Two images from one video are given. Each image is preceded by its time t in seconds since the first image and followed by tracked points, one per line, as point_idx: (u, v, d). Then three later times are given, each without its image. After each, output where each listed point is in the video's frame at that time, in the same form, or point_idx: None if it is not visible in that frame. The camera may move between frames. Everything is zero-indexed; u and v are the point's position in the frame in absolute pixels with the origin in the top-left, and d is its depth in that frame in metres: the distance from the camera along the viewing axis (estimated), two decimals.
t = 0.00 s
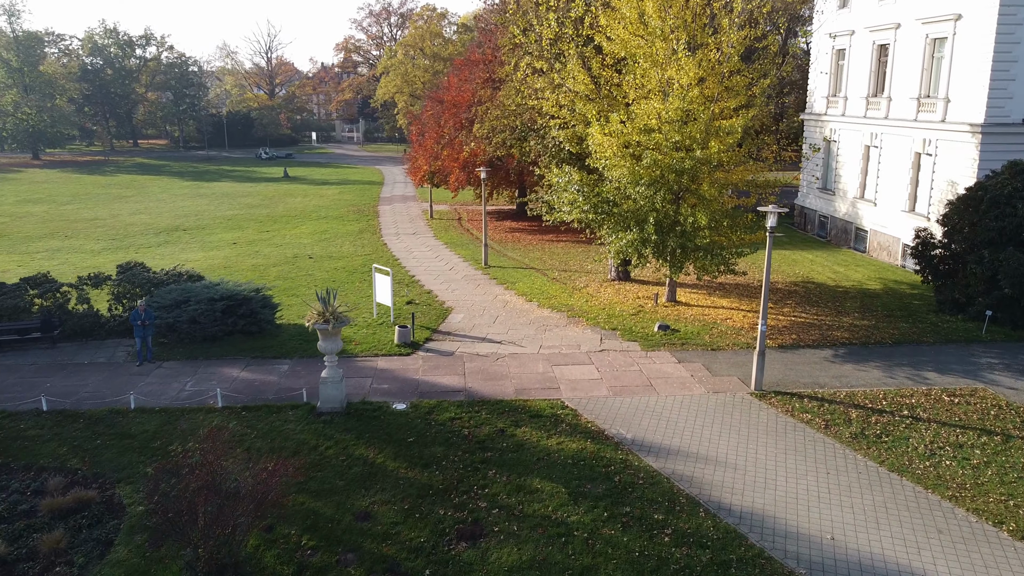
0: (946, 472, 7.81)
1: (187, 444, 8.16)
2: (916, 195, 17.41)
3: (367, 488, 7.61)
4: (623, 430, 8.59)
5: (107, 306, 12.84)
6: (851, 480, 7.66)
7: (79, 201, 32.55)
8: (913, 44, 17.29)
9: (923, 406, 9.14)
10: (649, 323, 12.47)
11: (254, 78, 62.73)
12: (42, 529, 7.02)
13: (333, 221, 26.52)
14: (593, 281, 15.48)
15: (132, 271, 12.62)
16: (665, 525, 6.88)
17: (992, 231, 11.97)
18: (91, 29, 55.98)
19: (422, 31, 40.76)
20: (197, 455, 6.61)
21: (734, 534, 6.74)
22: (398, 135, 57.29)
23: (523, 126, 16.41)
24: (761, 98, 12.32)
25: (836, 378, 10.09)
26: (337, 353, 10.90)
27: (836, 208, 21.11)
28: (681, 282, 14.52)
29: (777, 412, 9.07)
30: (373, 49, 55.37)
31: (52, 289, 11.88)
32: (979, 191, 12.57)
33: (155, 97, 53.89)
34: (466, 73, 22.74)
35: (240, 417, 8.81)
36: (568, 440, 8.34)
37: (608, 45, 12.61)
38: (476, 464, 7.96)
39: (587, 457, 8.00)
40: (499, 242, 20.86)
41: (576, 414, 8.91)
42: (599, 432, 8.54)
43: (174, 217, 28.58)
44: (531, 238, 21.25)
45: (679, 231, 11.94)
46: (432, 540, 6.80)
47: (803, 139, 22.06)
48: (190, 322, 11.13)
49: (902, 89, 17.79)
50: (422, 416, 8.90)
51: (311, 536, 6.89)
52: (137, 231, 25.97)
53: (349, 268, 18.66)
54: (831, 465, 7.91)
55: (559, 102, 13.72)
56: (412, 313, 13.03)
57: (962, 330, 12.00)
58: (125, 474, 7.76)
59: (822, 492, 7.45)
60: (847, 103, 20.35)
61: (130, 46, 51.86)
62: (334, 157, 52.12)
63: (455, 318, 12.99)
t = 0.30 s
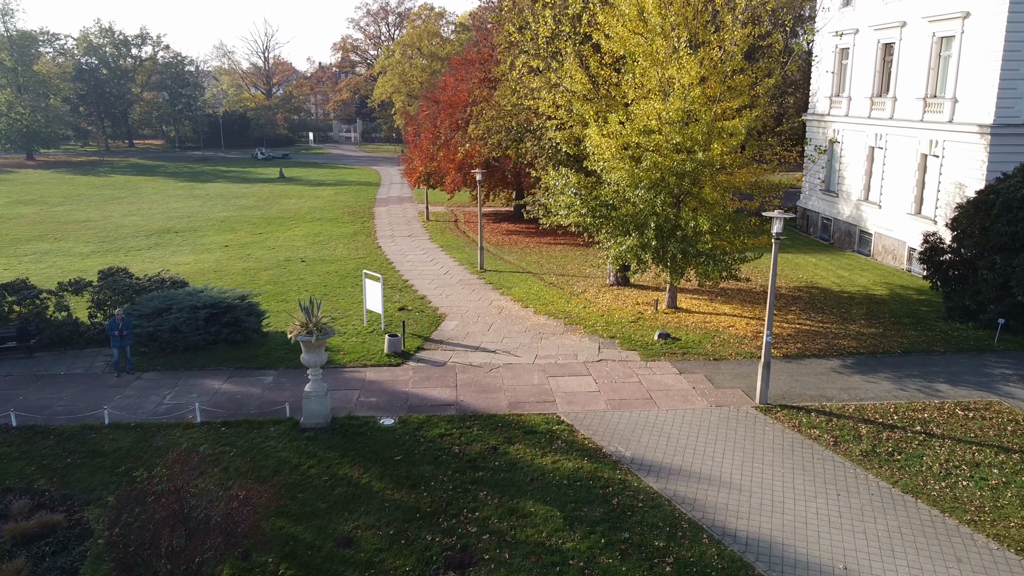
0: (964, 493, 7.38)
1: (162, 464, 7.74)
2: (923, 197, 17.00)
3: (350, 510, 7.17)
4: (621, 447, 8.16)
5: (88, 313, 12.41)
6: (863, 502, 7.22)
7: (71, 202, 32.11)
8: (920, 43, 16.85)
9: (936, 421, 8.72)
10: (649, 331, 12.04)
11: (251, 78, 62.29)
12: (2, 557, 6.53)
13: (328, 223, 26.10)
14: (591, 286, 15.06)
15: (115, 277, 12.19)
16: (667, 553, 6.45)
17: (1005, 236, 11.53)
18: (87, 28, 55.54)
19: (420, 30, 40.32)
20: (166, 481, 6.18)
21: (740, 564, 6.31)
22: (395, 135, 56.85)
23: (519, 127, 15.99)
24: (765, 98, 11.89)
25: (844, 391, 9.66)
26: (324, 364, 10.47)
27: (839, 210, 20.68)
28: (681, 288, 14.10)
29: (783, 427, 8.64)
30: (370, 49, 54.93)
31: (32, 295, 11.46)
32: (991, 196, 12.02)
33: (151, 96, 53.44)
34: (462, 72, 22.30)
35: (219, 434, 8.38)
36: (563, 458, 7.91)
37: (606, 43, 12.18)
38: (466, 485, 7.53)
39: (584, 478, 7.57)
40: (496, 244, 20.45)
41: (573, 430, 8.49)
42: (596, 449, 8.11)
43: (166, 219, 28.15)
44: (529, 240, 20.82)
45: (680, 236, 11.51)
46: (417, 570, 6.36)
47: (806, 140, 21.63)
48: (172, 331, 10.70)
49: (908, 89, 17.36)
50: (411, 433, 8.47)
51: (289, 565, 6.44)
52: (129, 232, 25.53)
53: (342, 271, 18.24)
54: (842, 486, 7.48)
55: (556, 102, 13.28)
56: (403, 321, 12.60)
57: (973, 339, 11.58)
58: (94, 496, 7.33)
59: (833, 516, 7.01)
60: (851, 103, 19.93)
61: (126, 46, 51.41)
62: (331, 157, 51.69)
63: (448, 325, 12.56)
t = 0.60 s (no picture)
0: (984, 510, 6.96)
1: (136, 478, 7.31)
2: (929, 197, 16.60)
3: (332, 529, 6.74)
4: (620, 460, 7.75)
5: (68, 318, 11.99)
6: (877, 521, 6.81)
7: (63, 202, 31.67)
8: (927, 39, 16.45)
9: (951, 432, 8.31)
10: (650, 335, 11.63)
11: (248, 78, 61.89)
12: None
13: (323, 223, 25.68)
14: (590, 289, 14.67)
15: (96, 279, 11.77)
16: None
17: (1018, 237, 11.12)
18: (83, 27, 55.12)
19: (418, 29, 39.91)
20: (134, 500, 5.77)
21: None
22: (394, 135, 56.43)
23: (517, 124, 15.57)
24: (770, 95, 11.49)
25: (854, 399, 9.25)
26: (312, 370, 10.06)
27: (843, 210, 20.28)
28: (683, 291, 13.69)
29: (791, 438, 8.23)
30: (368, 48, 54.51)
31: (10, 298, 11.03)
32: (1003, 195, 11.64)
33: (147, 96, 53.01)
34: (459, 70, 21.90)
35: (197, 447, 7.97)
36: (559, 473, 7.49)
37: (605, 38, 11.76)
38: (456, 501, 7.11)
39: (581, 493, 7.16)
40: (493, 246, 20.06)
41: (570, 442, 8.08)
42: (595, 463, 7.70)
43: (159, 219, 27.72)
44: (526, 242, 20.41)
45: (682, 237, 11.10)
46: None
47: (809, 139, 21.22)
48: (153, 337, 10.30)
49: (914, 86, 16.96)
50: (399, 445, 8.05)
51: None
52: (120, 233, 25.10)
53: (335, 273, 17.83)
54: (855, 504, 7.06)
55: (553, 100, 12.87)
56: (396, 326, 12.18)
57: (986, 344, 11.17)
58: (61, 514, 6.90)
59: (845, 536, 6.60)
60: (855, 101, 19.52)
61: (122, 44, 50.98)
62: (328, 157, 51.29)
63: (442, 329, 12.16)
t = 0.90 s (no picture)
0: (1005, 521, 6.58)
1: (110, 488, 6.94)
2: (936, 195, 16.25)
3: (316, 541, 6.36)
4: (621, 468, 7.38)
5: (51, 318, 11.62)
6: (892, 533, 6.44)
7: (57, 200, 31.29)
8: (933, 33, 16.09)
9: (967, 438, 7.94)
10: (651, 336, 11.25)
11: (246, 76, 61.49)
12: None
13: (317, 222, 25.28)
14: (589, 288, 14.31)
15: (79, 278, 11.39)
16: None
17: None
18: (79, 25, 54.72)
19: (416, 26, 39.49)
20: (102, 514, 5.39)
21: None
22: (392, 134, 56.02)
23: (516, 121, 15.23)
24: (775, 87, 11.13)
25: (863, 403, 8.88)
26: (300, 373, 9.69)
27: (846, 208, 19.92)
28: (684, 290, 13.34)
29: (800, 444, 7.87)
30: (366, 46, 54.08)
31: None
32: (1016, 191, 11.28)
33: (143, 94, 52.61)
34: (456, 66, 21.52)
35: (178, 453, 7.60)
36: (557, 481, 7.12)
37: (605, 29, 11.39)
38: (448, 511, 6.73)
39: (579, 503, 6.79)
40: (491, 245, 19.70)
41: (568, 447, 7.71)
42: (594, 471, 7.33)
43: (153, 218, 27.34)
44: (525, 240, 20.03)
45: (684, 235, 10.73)
46: None
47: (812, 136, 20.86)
48: (136, 338, 9.93)
49: (920, 81, 16.59)
50: (389, 452, 7.68)
51: None
52: (113, 232, 24.72)
53: (329, 272, 17.45)
54: (868, 514, 6.69)
55: (551, 93, 12.49)
56: (389, 326, 11.81)
57: (998, 346, 10.80)
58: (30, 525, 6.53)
59: (859, 548, 6.22)
60: (859, 97, 19.16)
61: (118, 43, 50.57)
62: (325, 155, 50.89)
63: (437, 330, 11.79)
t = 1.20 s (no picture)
0: None
1: (81, 497, 6.55)
2: (944, 192, 15.87)
3: (298, 555, 5.96)
4: (623, 476, 6.99)
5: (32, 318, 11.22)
6: (912, 546, 6.04)
7: (49, 198, 30.88)
8: (941, 25, 15.70)
9: (987, 443, 7.55)
10: (653, 336, 10.86)
11: (243, 74, 61.08)
12: None
13: (313, 220, 24.88)
14: (589, 287, 13.92)
15: (61, 276, 10.99)
16: None
17: None
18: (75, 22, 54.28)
19: (413, 24, 39.06)
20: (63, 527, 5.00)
21: None
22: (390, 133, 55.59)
23: (514, 114, 14.80)
24: (782, 78, 10.75)
25: (876, 407, 8.49)
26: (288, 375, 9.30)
27: (851, 206, 19.54)
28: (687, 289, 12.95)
29: (811, 450, 7.48)
30: (364, 44, 53.65)
31: None
32: None
33: (140, 92, 52.17)
34: (453, 61, 21.13)
35: (156, 460, 7.20)
36: (556, 490, 6.73)
37: (605, 17, 11.00)
38: (440, 523, 6.33)
39: (579, 514, 6.39)
40: (488, 243, 19.30)
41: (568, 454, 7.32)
42: (594, 479, 6.94)
43: (146, 216, 26.92)
44: (523, 238, 19.63)
45: (688, 231, 10.34)
46: None
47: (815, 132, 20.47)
48: (118, 338, 9.53)
49: (928, 75, 16.20)
50: (379, 459, 7.29)
51: None
52: (104, 230, 24.31)
53: (322, 271, 17.05)
54: (886, 525, 6.30)
55: (550, 85, 12.10)
56: (382, 327, 11.41)
57: (1014, 346, 10.41)
58: None
59: (877, 562, 5.83)
60: (864, 92, 18.77)
61: (114, 40, 50.12)
62: (323, 153, 50.47)
63: (432, 330, 11.40)
